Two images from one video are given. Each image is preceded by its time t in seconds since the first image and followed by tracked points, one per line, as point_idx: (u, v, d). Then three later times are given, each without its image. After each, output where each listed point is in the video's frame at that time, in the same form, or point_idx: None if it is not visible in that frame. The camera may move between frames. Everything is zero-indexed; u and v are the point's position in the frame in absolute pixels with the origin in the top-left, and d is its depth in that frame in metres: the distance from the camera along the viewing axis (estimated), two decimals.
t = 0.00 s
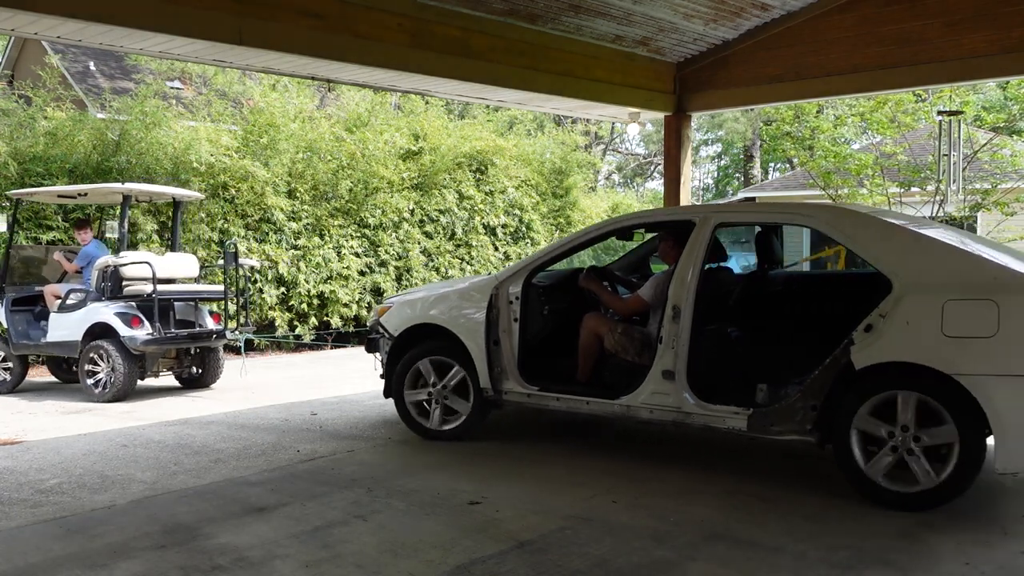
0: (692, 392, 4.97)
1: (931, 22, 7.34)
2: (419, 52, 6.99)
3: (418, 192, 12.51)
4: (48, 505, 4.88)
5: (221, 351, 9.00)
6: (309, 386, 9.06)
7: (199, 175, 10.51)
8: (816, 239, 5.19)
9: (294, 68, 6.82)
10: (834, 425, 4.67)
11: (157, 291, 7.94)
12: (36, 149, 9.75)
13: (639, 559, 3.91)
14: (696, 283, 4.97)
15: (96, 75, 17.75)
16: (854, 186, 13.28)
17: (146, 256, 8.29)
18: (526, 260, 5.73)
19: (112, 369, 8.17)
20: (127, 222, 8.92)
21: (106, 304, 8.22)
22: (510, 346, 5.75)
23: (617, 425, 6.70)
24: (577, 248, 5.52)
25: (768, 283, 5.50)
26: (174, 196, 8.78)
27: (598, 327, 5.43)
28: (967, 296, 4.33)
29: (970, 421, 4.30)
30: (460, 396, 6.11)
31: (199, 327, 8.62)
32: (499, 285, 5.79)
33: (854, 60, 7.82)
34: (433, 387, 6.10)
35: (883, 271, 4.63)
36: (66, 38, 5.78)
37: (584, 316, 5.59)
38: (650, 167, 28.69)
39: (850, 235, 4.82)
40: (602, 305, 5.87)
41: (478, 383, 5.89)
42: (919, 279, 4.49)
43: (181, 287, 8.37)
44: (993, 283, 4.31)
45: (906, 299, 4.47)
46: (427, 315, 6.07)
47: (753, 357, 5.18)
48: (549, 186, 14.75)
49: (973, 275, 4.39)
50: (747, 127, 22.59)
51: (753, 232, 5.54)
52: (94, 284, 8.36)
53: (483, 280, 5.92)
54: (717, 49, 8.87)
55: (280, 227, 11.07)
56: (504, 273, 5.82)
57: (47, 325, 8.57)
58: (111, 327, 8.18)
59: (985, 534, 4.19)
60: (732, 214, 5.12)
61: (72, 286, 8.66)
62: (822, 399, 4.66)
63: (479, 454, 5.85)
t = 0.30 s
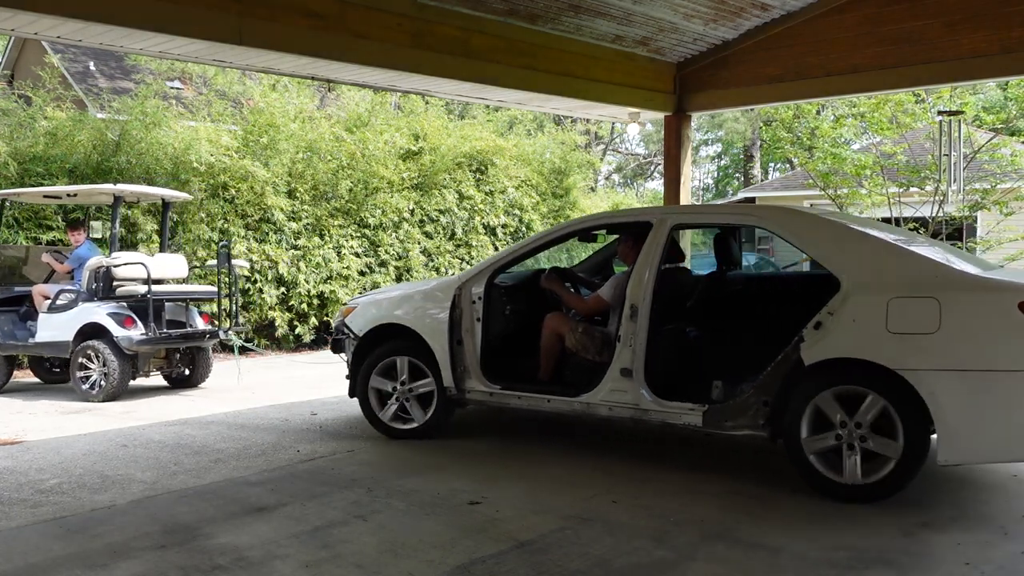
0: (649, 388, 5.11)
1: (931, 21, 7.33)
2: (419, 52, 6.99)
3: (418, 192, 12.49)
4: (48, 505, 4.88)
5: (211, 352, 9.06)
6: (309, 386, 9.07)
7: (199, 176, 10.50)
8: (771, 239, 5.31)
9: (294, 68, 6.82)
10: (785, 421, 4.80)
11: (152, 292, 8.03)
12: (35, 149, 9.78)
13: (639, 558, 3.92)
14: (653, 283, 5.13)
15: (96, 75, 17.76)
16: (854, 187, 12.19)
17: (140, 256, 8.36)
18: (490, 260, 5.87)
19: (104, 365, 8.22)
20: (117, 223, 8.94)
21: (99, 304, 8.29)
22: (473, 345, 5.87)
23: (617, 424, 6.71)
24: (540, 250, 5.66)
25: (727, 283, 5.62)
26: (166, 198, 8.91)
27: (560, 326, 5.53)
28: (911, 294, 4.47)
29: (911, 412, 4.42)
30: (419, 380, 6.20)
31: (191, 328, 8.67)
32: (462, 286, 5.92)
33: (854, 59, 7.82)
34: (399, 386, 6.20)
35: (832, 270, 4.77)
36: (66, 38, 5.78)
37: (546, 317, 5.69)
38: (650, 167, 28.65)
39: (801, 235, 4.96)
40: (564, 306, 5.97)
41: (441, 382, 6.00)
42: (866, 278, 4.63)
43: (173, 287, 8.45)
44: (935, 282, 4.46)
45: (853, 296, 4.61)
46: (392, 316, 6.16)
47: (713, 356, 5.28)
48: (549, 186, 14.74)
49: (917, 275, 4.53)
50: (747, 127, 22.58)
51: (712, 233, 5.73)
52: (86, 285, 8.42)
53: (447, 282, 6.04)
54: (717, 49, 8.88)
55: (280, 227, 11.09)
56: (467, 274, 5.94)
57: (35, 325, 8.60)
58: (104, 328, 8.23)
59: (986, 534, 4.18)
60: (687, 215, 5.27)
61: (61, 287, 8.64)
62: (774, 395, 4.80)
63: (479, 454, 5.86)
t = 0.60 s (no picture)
0: (606, 387, 5.17)
1: (930, 22, 7.33)
2: (420, 52, 7.00)
3: (418, 192, 12.46)
4: (48, 505, 4.88)
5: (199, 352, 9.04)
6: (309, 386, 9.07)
7: (199, 176, 10.49)
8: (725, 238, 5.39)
9: (294, 68, 6.82)
10: (737, 418, 4.88)
11: (146, 292, 8.09)
12: (36, 149, 9.86)
13: (639, 558, 3.92)
14: (609, 282, 5.20)
15: (96, 75, 17.78)
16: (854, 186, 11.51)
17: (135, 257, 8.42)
18: (451, 262, 5.91)
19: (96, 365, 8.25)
20: (109, 223, 8.96)
21: (93, 304, 8.34)
22: (435, 346, 5.90)
23: (616, 425, 6.72)
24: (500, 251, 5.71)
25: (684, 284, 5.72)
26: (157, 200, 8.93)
27: (522, 329, 5.59)
28: (855, 291, 4.57)
29: (857, 406, 4.54)
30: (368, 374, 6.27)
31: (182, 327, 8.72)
32: (424, 288, 5.94)
33: (853, 59, 7.83)
34: (360, 387, 6.25)
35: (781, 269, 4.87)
36: (67, 38, 5.78)
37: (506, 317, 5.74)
38: (650, 167, 28.63)
39: (753, 235, 5.06)
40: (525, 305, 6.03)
41: (404, 383, 6.02)
42: (813, 276, 4.72)
43: (166, 288, 8.50)
44: (880, 280, 4.56)
45: (800, 294, 4.70)
46: (356, 319, 6.18)
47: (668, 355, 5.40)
48: (549, 186, 14.72)
49: (863, 273, 4.63)
50: (747, 127, 22.59)
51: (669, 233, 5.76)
52: (78, 285, 8.45)
53: (409, 284, 6.06)
54: (717, 49, 8.88)
55: (280, 227, 11.10)
56: (428, 276, 5.97)
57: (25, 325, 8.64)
58: (97, 328, 8.29)
59: (986, 535, 4.18)
60: (643, 216, 5.35)
61: (51, 287, 8.66)
62: (727, 392, 4.88)
63: (479, 454, 5.86)
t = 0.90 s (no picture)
0: (565, 385, 5.25)
1: (930, 21, 7.33)
2: (419, 51, 6.99)
3: (418, 191, 12.43)
4: (48, 505, 4.88)
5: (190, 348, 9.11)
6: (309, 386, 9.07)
7: (199, 176, 10.48)
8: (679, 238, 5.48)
9: (294, 68, 6.82)
10: (692, 413, 4.99)
11: (141, 293, 8.13)
12: (36, 149, 9.86)
13: (639, 559, 3.92)
14: (568, 282, 5.29)
15: (95, 75, 17.78)
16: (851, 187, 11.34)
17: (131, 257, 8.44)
18: (413, 262, 5.95)
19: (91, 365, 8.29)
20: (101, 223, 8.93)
21: (87, 304, 8.37)
22: (397, 348, 5.94)
23: (614, 425, 6.72)
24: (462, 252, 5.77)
25: (642, 284, 5.77)
26: (146, 200, 8.98)
27: (481, 328, 5.70)
28: (804, 289, 4.72)
29: (807, 402, 4.67)
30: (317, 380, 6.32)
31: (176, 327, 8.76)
32: (385, 289, 5.98)
33: (852, 59, 7.82)
34: (325, 387, 6.24)
35: (732, 267, 4.98)
36: (67, 38, 5.78)
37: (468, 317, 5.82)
38: (650, 167, 28.63)
39: (707, 235, 5.17)
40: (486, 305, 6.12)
41: (366, 384, 6.05)
42: (763, 274, 4.85)
43: (159, 288, 8.52)
44: (827, 278, 4.70)
45: (752, 292, 4.83)
46: (318, 320, 6.20)
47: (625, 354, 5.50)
48: (549, 187, 14.71)
49: (811, 272, 4.76)
50: (747, 127, 22.60)
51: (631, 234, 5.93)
52: (71, 286, 8.38)
53: (369, 286, 6.09)
54: (718, 49, 8.87)
55: (280, 227, 11.12)
56: (389, 277, 6.00)
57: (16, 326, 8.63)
58: (91, 328, 8.32)
59: (986, 535, 4.18)
60: (601, 217, 5.44)
61: (42, 287, 8.68)
62: (681, 388, 4.99)
63: (478, 454, 5.86)
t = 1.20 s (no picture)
0: (525, 384, 5.31)
1: (929, 22, 7.33)
2: (420, 51, 7.00)
3: (418, 192, 12.41)
4: (48, 505, 4.88)
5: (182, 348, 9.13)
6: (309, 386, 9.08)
7: (199, 176, 10.47)
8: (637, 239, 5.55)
9: (294, 68, 6.82)
10: (649, 410, 5.09)
11: (137, 294, 8.18)
12: (36, 149, 9.88)
13: (639, 558, 3.92)
14: (528, 282, 5.37)
15: (96, 75, 17.79)
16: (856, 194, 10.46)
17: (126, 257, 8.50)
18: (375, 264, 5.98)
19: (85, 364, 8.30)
20: (95, 224, 8.95)
21: (81, 304, 8.37)
22: (360, 348, 5.96)
23: (614, 425, 6.72)
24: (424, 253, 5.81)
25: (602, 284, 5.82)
26: (138, 200, 8.95)
27: (443, 329, 5.76)
28: (756, 287, 4.82)
29: (759, 398, 4.77)
30: (274, 394, 6.35)
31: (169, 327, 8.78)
32: (349, 290, 6.00)
33: (852, 58, 7.82)
34: (287, 393, 6.27)
35: (686, 266, 5.08)
36: (67, 38, 5.78)
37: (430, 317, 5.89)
38: (650, 167, 28.66)
39: (663, 235, 5.26)
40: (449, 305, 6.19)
41: (329, 384, 6.07)
42: (716, 273, 4.95)
43: (152, 288, 8.53)
44: (777, 277, 4.81)
45: (706, 290, 4.92)
46: (281, 321, 6.20)
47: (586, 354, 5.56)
48: (549, 187, 14.70)
49: (762, 271, 4.88)
50: (747, 127, 22.61)
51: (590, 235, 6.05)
52: (65, 286, 8.45)
53: (331, 289, 6.10)
54: (718, 48, 8.86)
55: (280, 227, 11.12)
56: (352, 279, 6.03)
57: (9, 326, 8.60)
58: (86, 328, 8.33)
59: (987, 535, 4.18)
60: (559, 218, 5.51)
61: (34, 287, 8.65)
62: (638, 385, 5.07)
63: (479, 454, 5.85)
